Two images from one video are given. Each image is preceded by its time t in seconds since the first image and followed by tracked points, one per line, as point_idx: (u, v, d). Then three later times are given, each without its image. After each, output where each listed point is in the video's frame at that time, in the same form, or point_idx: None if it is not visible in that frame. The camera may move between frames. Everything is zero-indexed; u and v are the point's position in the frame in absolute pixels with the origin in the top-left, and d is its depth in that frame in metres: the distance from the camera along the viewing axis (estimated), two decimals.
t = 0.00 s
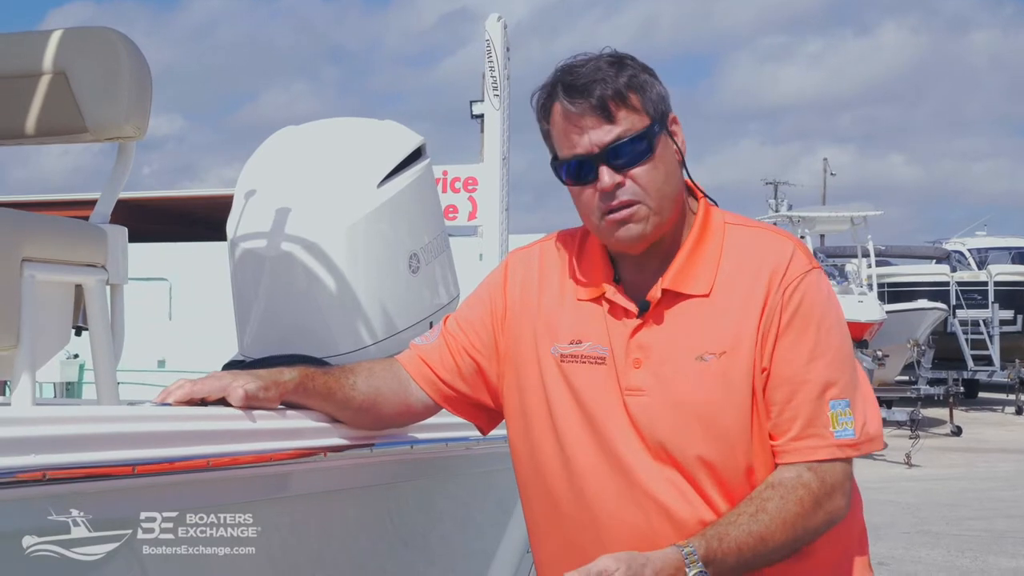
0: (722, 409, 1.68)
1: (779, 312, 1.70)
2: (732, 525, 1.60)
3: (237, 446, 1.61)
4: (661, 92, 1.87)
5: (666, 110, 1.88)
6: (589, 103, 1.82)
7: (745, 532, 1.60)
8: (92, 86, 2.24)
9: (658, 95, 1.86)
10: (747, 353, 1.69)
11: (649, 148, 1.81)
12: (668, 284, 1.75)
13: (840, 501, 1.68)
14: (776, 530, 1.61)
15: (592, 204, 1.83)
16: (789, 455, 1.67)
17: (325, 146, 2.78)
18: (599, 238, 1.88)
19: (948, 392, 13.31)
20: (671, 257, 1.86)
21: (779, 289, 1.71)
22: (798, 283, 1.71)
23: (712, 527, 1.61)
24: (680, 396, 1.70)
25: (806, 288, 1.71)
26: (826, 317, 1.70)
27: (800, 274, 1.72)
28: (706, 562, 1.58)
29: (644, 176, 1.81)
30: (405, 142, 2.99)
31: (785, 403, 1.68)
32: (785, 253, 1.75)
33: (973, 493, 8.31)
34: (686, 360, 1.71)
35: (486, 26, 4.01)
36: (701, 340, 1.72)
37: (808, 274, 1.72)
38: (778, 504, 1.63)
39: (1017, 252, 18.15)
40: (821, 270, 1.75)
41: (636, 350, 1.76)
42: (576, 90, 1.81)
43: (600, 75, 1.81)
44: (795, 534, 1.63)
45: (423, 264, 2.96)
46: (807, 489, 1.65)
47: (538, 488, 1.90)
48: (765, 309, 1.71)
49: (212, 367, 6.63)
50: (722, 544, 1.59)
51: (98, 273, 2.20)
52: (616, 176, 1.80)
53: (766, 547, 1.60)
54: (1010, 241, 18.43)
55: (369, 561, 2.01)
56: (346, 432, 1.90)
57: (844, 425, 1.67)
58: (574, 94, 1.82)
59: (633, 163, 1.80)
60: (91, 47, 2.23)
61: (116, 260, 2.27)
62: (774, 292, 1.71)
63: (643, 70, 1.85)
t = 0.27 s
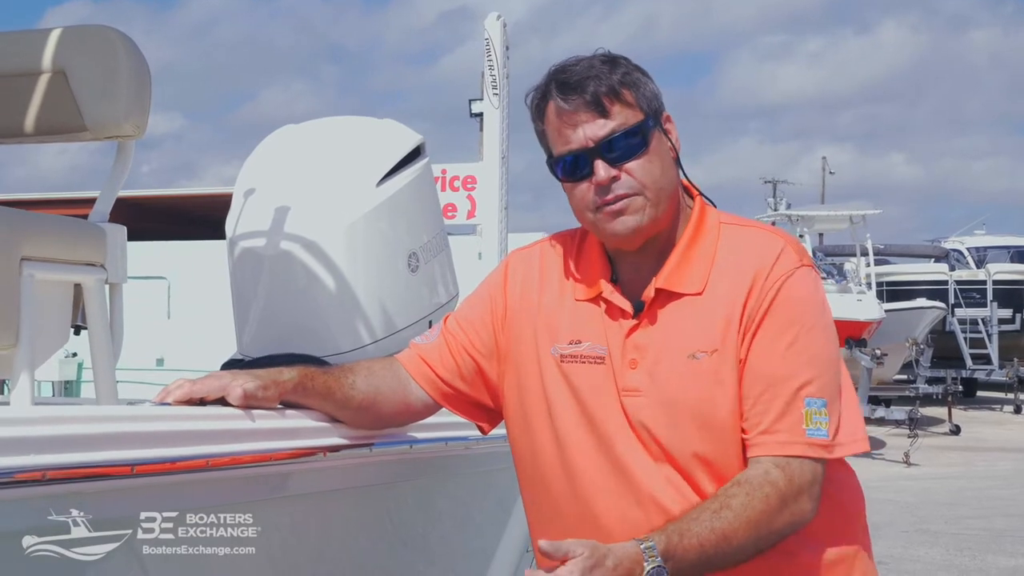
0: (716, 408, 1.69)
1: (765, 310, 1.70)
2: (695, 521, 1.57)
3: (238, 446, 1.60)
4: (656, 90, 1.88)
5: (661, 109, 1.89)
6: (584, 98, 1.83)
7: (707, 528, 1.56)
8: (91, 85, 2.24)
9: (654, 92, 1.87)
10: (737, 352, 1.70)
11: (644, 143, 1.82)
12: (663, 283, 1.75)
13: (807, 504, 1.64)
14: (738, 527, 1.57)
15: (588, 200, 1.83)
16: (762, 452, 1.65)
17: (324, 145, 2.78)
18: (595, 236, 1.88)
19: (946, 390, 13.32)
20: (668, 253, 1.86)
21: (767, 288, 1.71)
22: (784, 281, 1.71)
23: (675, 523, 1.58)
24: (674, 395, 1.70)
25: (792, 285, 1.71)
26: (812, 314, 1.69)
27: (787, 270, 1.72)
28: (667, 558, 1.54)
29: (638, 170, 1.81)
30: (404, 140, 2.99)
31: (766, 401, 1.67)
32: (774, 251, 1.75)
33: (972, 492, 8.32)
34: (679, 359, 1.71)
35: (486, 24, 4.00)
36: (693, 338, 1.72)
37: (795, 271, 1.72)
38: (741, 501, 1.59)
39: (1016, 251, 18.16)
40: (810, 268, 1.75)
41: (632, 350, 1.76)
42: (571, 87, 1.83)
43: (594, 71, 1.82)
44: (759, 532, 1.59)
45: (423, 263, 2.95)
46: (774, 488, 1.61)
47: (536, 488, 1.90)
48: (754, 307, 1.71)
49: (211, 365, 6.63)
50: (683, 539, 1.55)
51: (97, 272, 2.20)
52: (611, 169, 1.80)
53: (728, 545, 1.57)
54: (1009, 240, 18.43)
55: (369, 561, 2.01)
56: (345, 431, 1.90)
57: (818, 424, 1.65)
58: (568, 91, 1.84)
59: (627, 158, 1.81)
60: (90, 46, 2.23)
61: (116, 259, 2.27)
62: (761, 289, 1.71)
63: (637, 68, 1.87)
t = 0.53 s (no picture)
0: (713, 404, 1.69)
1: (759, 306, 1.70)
2: (653, 526, 1.63)
3: (240, 445, 1.61)
4: (657, 87, 1.89)
5: (662, 106, 1.89)
6: (584, 96, 1.84)
7: (663, 533, 1.61)
8: (93, 84, 2.24)
9: (654, 90, 1.87)
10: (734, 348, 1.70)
11: (645, 140, 1.82)
12: (663, 280, 1.76)
13: (781, 501, 1.61)
14: (696, 528, 1.59)
15: (589, 197, 1.84)
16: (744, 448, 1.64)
17: (325, 145, 2.78)
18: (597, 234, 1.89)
19: (945, 391, 13.33)
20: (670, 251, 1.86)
21: (762, 284, 1.71)
22: (778, 278, 1.71)
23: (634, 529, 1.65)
24: (671, 391, 1.71)
25: (787, 282, 1.70)
26: (804, 310, 1.68)
27: (784, 268, 1.72)
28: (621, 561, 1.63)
29: (639, 167, 1.81)
30: (405, 140, 2.99)
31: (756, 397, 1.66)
32: (772, 248, 1.75)
33: (971, 492, 8.32)
34: (678, 354, 1.71)
35: (487, 25, 4.00)
36: (692, 334, 1.72)
37: (792, 268, 1.72)
38: (702, 501, 1.61)
39: (1015, 252, 18.17)
40: (806, 265, 1.74)
41: (632, 346, 1.76)
42: (571, 86, 1.84)
43: (594, 70, 1.83)
44: (722, 532, 1.59)
45: (423, 263, 2.95)
46: (737, 488, 1.61)
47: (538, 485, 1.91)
48: (751, 304, 1.71)
49: (210, 365, 6.63)
50: (638, 543, 1.62)
51: (99, 272, 2.20)
52: (611, 166, 1.80)
53: (688, 549, 1.59)
54: (1007, 241, 18.45)
55: (368, 561, 2.01)
56: (349, 430, 1.90)
57: (803, 420, 1.63)
58: (569, 90, 1.84)
59: (628, 155, 1.81)
60: (92, 45, 2.23)
61: (116, 258, 2.27)
62: (757, 286, 1.71)
63: (638, 66, 1.87)
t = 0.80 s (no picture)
0: (718, 398, 1.69)
1: (765, 301, 1.70)
2: (660, 516, 1.62)
3: (239, 446, 1.60)
4: (664, 82, 1.89)
5: (668, 101, 1.89)
6: (589, 86, 1.84)
7: (669, 523, 1.60)
8: (91, 84, 2.24)
9: (661, 84, 1.88)
10: (739, 343, 1.70)
11: (648, 132, 1.82)
12: (668, 274, 1.76)
13: (789, 495, 1.61)
14: (706, 520, 1.58)
15: (591, 187, 1.84)
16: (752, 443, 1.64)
17: (323, 145, 2.78)
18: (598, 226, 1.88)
19: (944, 392, 13.33)
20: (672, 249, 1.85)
21: (769, 279, 1.71)
22: (786, 273, 1.71)
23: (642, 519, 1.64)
24: (675, 386, 1.70)
25: (796, 277, 1.71)
26: (813, 307, 1.69)
27: (791, 263, 1.72)
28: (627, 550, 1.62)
29: (642, 159, 1.81)
30: (404, 140, 2.99)
31: (765, 392, 1.66)
32: (778, 244, 1.75)
33: (970, 493, 8.33)
34: (683, 348, 1.71)
35: (485, 25, 4.00)
36: (697, 329, 1.71)
37: (799, 265, 1.72)
38: (711, 494, 1.60)
39: (1014, 252, 18.17)
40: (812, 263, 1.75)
41: (634, 341, 1.76)
42: (577, 76, 1.84)
43: (600, 60, 1.83)
44: (731, 524, 1.59)
45: (422, 263, 2.95)
46: (746, 481, 1.60)
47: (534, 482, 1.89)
48: (758, 299, 1.71)
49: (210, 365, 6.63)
50: (644, 533, 1.61)
51: (97, 272, 2.20)
52: (614, 157, 1.80)
53: (694, 540, 1.58)
54: (1006, 241, 18.46)
55: (368, 561, 2.01)
56: (348, 431, 1.90)
57: (812, 416, 1.64)
58: (575, 79, 1.85)
59: (631, 146, 1.81)
60: (90, 45, 2.23)
61: (116, 258, 2.26)
62: (763, 281, 1.71)
63: (645, 59, 1.87)
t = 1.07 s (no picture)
0: (717, 398, 1.69)
1: (764, 302, 1.70)
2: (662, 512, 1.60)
3: (238, 447, 1.61)
4: (666, 83, 1.89)
5: (670, 102, 1.89)
6: (593, 84, 1.84)
7: (671, 518, 1.58)
8: (91, 85, 2.24)
9: (663, 85, 1.88)
10: (738, 343, 1.70)
11: (651, 131, 1.82)
12: (668, 275, 1.76)
13: (790, 494, 1.61)
14: (707, 517, 1.57)
15: (591, 185, 1.83)
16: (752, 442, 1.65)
17: (322, 146, 2.78)
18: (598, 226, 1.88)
19: (943, 394, 13.33)
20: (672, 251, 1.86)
21: (769, 280, 1.72)
22: (786, 274, 1.72)
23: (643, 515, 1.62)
24: (676, 386, 1.70)
25: (796, 279, 1.72)
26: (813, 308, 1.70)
27: (792, 265, 1.73)
28: (628, 546, 1.59)
29: (643, 158, 1.81)
30: (403, 142, 2.99)
31: (766, 392, 1.66)
32: (779, 246, 1.76)
33: (969, 494, 8.33)
34: (684, 349, 1.71)
35: (484, 27, 4.00)
36: (697, 329, 1.72)
37: (799, 266, 1.73)
38: (711, 492, 1.59)
39: (1014, 254, 18.17)
40: (812, 264, 1.76)
41: (634, 341, 1.76)
42: (581, 73, 1.84)
43: (605, 59, 1.84)
44: (731, 522, 1.58)
45: (421, 265, 2.96)
46: (746, 478, 1.60)
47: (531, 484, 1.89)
48: (759, 300, 1.71)
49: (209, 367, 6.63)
50: (646, 528, 1.59)
51: (97, 273, 2.20)
52: (615, 155, 1.80)
53: (697, 535, 1.57)
54: (1006, 243, 18.46)
55: (368, 561, 2.01)
56: (345, 433, 1.90)
57: (813, 416, 1.64)
58: (579, 77, 1.85)
59: (633, 145, 1.81)
60: (89, 46, 2.23)
61: (115, 259, 2.26)
62: (765, 283, 1.72)
63: (649, 60, 1.88)
